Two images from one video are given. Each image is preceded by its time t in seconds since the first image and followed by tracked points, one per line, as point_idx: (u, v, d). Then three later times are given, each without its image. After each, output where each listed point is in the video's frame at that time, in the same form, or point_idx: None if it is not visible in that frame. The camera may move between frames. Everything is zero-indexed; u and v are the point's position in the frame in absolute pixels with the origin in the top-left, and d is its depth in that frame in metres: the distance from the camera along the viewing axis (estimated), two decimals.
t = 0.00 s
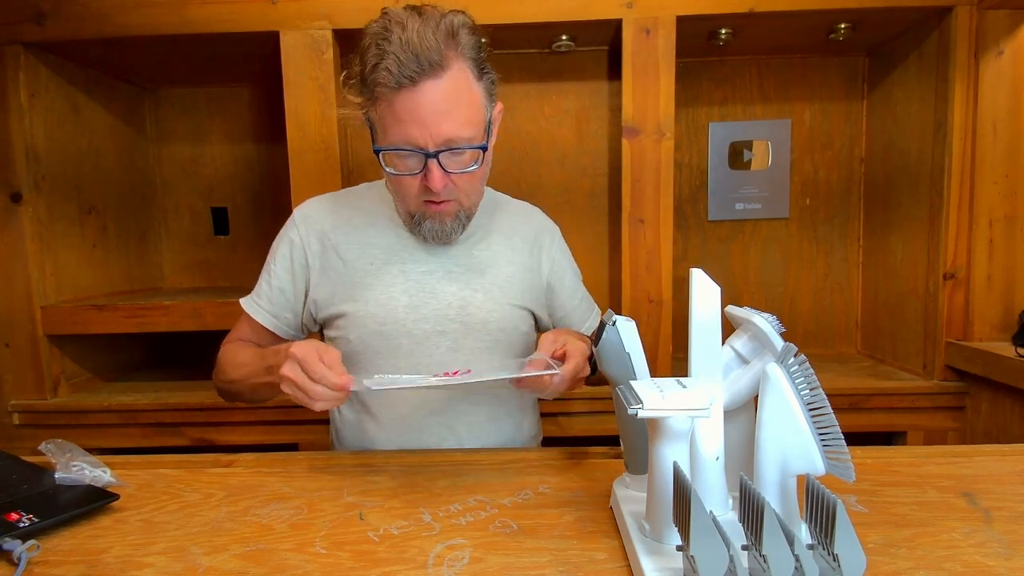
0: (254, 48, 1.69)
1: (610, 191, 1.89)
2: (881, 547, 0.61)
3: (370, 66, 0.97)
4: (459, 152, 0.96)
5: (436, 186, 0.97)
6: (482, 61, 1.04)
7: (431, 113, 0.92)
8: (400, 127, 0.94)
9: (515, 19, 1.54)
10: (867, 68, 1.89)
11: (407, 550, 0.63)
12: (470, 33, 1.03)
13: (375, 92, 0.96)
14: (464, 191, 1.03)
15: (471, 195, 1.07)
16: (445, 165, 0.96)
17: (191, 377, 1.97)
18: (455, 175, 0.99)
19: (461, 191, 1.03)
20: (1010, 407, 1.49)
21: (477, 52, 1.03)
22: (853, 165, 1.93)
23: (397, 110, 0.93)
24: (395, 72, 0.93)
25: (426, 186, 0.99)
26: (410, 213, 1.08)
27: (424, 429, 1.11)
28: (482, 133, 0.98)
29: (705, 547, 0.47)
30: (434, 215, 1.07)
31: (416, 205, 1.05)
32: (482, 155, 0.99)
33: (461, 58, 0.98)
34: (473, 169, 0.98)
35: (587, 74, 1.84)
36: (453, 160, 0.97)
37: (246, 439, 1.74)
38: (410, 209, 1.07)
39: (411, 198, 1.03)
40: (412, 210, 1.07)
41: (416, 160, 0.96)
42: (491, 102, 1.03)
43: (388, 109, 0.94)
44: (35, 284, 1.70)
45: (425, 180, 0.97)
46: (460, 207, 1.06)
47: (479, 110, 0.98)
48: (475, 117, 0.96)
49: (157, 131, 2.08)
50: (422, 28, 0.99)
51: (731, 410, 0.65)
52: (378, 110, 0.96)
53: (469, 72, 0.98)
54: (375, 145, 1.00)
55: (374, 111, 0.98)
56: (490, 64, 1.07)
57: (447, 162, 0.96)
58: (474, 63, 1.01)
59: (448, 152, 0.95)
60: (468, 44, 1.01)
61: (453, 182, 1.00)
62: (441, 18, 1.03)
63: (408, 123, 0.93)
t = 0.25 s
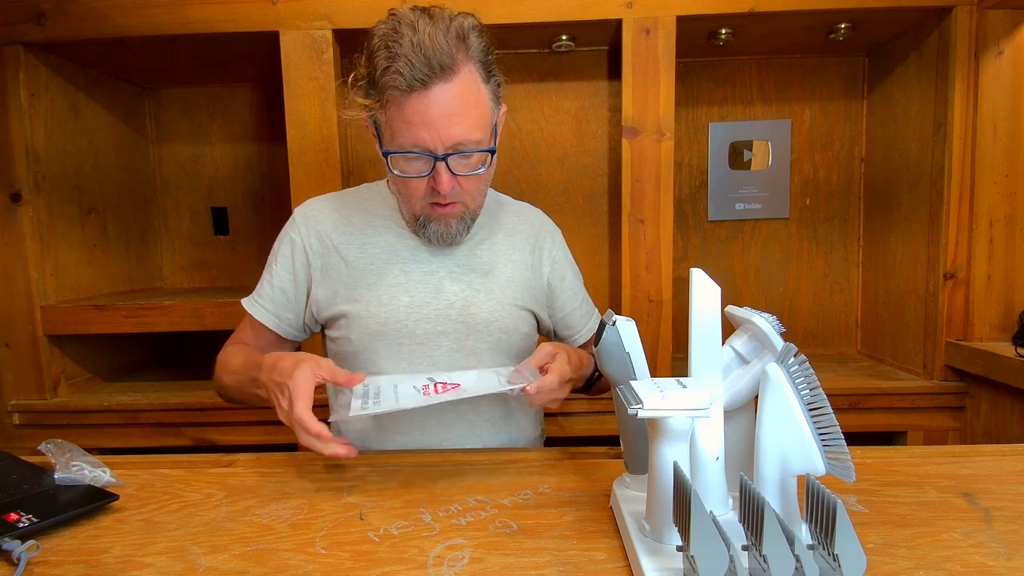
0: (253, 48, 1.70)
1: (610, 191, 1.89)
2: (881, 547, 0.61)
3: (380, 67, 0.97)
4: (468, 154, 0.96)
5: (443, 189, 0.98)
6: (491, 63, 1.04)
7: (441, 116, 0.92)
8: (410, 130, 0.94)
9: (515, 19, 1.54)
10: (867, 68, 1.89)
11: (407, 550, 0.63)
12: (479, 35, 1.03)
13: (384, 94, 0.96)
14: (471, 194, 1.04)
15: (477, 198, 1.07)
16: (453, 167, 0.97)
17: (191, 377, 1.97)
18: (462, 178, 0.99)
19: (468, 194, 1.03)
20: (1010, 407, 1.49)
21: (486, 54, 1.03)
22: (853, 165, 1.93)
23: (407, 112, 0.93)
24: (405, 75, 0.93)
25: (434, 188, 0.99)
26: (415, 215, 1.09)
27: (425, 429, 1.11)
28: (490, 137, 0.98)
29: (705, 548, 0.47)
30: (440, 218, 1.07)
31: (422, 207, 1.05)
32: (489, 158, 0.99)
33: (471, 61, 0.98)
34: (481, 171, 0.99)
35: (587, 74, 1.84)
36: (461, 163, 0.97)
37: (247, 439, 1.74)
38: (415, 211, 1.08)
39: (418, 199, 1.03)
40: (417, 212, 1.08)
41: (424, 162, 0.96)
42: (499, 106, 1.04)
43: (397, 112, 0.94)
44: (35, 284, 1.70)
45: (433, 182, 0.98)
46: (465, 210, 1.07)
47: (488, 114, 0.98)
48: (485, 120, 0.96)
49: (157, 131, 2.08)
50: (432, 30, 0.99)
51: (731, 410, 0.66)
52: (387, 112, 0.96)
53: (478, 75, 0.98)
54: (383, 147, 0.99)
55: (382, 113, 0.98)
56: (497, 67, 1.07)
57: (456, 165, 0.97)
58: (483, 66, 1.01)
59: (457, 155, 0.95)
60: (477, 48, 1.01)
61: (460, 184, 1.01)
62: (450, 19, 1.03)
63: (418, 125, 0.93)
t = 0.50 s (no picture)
0: (254, 48, 1.70)
1: (610, 191, 1.89)
2: (881, 547, 0.61)
3: (381, 66, 0.97)
4: (468, 153, 0.96)
5: (443, 188, 0.98)
6: (492, 62, 1.04)
7: (442, 115, 0.92)
8: (410, 128, 0.94)
9: (515, 19, 1.54)
10: (867, 68, 1.89)
11: (407, 550, 0.63)
12: (481, 34, 1.03)
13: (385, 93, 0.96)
14: (471, 193, 1.04)
15: (478, 197, 1.07)
16: (453, 166, 0.97)
17: (191, 377, 1.97)
18: (463, 177, 0.99)
19: (468, 193, 1.03)
20: (1010, 407, 1.49)
21: (487, 54, 1.03)
22: (853, 165, 1.93)
23: (408, 111, 0.93)
24: (406, 74, 0.93)
25: (433, 187, 0.99)
26: (415, 213, 1.09)
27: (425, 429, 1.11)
28: (491, 136, 0.98)
29: (705, 548, 0.47)
30: (440, 216, 1.07)
31: (422, 205, 1.05)
32: (490, 157, 0.99)
33: (472, 61, 0.98)
34: (481, 170, 0.99)
35: (587, 74, 1.84)
36: (461, 161, 0.97)
37: (247, 439, 1.74)
38: (415, 210, 1.08)
39: (418, 198, 1.03)
40: (417, 211, 1.08)
41: (424, 161, 0.96)
42: (500, 105, 1.04)
43: (398, 110, 0.94)
44: (35, 284, 1.70)
45: (433, 181, 0.98)
46: (466, 209, 1.07)
47: (489, 112, 0.98)
48: (485, 119, 0.96)
49: (157, 131, 2.08)
50: (434, 29, 0.99)
51: (731, 410, 0.66)
52: (388, 111, 0.96)
53: (479, 74, 0.98)
54: (383, 146, 0.99)
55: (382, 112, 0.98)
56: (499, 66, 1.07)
57: (456, 164, 0.97)
58: (483, 65, 1.01)
59: (457, 154, 0.95)
60: (479, 47, 1.01)
61: (459, 183, 1.01)
62: (452, 19, 1.03)
63: (418, 124, 0.93)
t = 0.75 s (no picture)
0: (254, 48, 1.70)
1: (610, 191, 1.89)
2: (881, 547, 0.61)
3: (374, 65, 0.97)
4: (461, 152, 0.95)
5: (438, 188, 0.97)
6: (485, 61, 1.03)
7: (434, 114, 0.91)
8: (403, 127, 0.93)
9: (515, 19, 1.54)
10: (867, 68, 1.89)
11: (407, 550, 0.63)
12: (474, 33, 1.03)
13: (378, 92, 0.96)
14: (467, 191, 1.03)
15: (473, 195, 1.07)
16: (447, 164, 0.96)
17: (191, 377, 1.97)
18: (458, 176, 0.99)
19: (463, 192, 1.03)
20: (1010, 407, 1.49)
21: (480, 52, 1.03)
22: (853, 165, 1.93)
23: (401, 110, 0.93)
24: (398, 73, 0.93)
25: (428, 186, 0.99)
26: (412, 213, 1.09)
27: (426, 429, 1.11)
28: (485, 133, 0.98)
29: (705, 548, 0.47)
30: (436, 214, 1.07)
31: (418, 204, 1.05)
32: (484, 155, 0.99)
33: (465, 59, 0.98)
34: (475, 169, 0.98)
35: (587, 74, 1.84)
36: (455, 160, 0.97)
37: (246, 439, 1.74)
38: (412, 209, 1.08)
39: (414, 197, 1.03)
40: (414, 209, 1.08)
41: (418, 159, 0.96)
42: (495, 102, 1.03)
43: (391, 110, 0.94)
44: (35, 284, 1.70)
45: (427, 180, 0.97)
46: (462, 207, 1.06)
47: (483, 110, 0.97)
48: (478, 117, 0.96)
49: (157, 131, 2.08)
50: (426, 27, 0.99)
51: (731, 410, 0.66)
52: (382, 111, 0.96)
53: (471, 72, 0.98)
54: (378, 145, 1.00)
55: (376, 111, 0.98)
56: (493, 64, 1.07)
57: (449, 162, 0.96)
58: (476, 63, 1.00)
59: (450, 152, 0.95)
60: (472, 45, 1.01)
61: (454, 182, 1.00)
62: (444, 17, 1.03)
63: (411, 123, 0.92)
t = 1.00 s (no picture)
0: (254, 48, 1.69)
1: (610, 191, 1.89)
2: (881, 547, 0.61)
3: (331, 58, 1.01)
4: (393, 147, 0.96)
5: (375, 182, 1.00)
6: (445, 54, 1.00)
7: (362, 108, 0.93)
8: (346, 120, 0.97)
9: (515, 19, 1.54)
10: (867, 68, 1.89)
11: (407, 550, 0.63)
12: (435, 25, 1.01)
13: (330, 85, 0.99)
14: (416, 189, 1.03)
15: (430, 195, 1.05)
16: (386, 160, 0.98)
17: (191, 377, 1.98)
18: (401, 171, 0.99)
19: (411, 189, 1.03)
20: (1010, 407, 1.49)
21: (439, 44, 1.00)
22: (853, 165, 1.93)
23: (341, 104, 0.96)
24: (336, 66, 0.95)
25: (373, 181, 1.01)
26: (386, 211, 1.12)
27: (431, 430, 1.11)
28: (425, 129, 0.97)
29: (705, 548, 0.47)
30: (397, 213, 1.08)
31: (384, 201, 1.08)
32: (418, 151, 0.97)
33: (414, 51, 0.96)
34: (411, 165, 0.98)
35: (587, 74, 1.84)
36: (392, 156, 0.97)
37: (246, 439, 1.74)
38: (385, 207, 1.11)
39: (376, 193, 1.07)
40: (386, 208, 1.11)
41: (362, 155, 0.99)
42: (448, 98, 1.00)
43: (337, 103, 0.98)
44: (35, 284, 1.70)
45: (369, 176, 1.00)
46: (417, 205, 1.05)
47: (418, 105, 0.95)
48: (409, 112, 0.95)
49: (157, 131, 2.08)
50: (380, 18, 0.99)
51: (731, 410, 0.66)
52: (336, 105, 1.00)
53: (412, 64, 0.96)
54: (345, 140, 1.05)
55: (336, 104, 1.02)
56: (460, 60, 1.04)
57: (385, 158, 0.97)
58: (426, 54, 0.97)
59: (382, 147, 0.96)
60: (431, 39, 0.99)
61: (398, 178, 1.01)
62: (408, 8, 1.02)
63: (348, 117, 0.96)
